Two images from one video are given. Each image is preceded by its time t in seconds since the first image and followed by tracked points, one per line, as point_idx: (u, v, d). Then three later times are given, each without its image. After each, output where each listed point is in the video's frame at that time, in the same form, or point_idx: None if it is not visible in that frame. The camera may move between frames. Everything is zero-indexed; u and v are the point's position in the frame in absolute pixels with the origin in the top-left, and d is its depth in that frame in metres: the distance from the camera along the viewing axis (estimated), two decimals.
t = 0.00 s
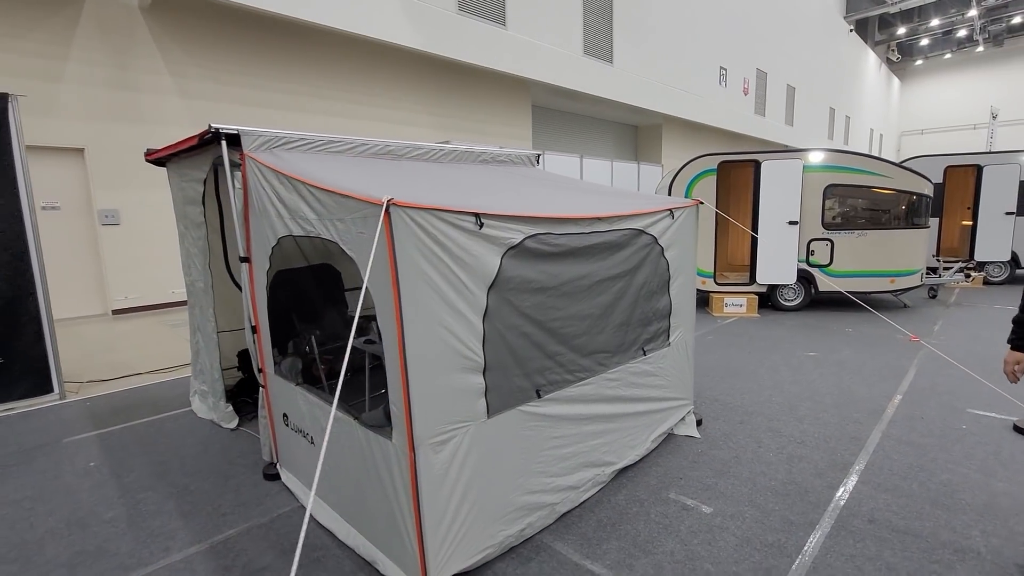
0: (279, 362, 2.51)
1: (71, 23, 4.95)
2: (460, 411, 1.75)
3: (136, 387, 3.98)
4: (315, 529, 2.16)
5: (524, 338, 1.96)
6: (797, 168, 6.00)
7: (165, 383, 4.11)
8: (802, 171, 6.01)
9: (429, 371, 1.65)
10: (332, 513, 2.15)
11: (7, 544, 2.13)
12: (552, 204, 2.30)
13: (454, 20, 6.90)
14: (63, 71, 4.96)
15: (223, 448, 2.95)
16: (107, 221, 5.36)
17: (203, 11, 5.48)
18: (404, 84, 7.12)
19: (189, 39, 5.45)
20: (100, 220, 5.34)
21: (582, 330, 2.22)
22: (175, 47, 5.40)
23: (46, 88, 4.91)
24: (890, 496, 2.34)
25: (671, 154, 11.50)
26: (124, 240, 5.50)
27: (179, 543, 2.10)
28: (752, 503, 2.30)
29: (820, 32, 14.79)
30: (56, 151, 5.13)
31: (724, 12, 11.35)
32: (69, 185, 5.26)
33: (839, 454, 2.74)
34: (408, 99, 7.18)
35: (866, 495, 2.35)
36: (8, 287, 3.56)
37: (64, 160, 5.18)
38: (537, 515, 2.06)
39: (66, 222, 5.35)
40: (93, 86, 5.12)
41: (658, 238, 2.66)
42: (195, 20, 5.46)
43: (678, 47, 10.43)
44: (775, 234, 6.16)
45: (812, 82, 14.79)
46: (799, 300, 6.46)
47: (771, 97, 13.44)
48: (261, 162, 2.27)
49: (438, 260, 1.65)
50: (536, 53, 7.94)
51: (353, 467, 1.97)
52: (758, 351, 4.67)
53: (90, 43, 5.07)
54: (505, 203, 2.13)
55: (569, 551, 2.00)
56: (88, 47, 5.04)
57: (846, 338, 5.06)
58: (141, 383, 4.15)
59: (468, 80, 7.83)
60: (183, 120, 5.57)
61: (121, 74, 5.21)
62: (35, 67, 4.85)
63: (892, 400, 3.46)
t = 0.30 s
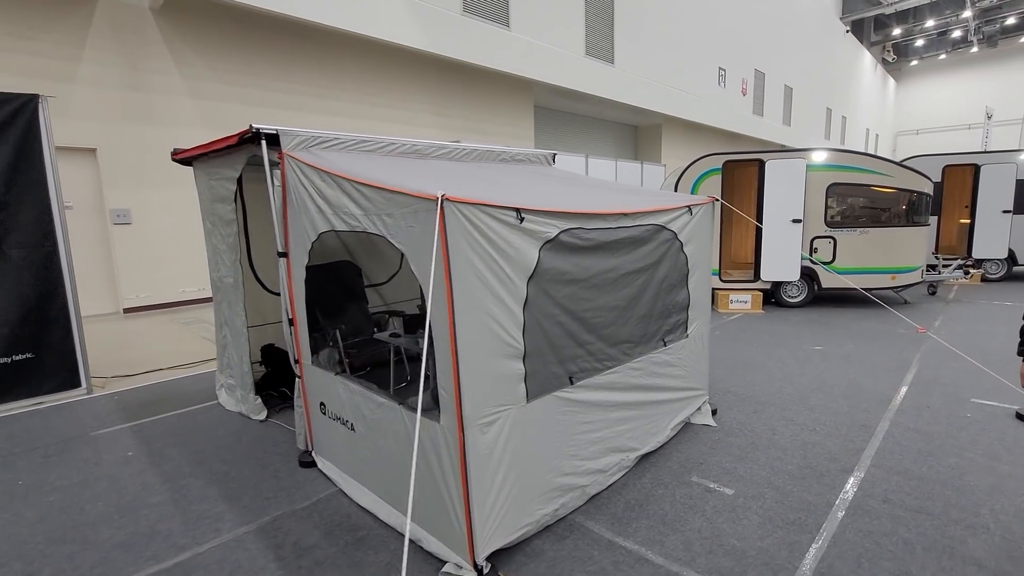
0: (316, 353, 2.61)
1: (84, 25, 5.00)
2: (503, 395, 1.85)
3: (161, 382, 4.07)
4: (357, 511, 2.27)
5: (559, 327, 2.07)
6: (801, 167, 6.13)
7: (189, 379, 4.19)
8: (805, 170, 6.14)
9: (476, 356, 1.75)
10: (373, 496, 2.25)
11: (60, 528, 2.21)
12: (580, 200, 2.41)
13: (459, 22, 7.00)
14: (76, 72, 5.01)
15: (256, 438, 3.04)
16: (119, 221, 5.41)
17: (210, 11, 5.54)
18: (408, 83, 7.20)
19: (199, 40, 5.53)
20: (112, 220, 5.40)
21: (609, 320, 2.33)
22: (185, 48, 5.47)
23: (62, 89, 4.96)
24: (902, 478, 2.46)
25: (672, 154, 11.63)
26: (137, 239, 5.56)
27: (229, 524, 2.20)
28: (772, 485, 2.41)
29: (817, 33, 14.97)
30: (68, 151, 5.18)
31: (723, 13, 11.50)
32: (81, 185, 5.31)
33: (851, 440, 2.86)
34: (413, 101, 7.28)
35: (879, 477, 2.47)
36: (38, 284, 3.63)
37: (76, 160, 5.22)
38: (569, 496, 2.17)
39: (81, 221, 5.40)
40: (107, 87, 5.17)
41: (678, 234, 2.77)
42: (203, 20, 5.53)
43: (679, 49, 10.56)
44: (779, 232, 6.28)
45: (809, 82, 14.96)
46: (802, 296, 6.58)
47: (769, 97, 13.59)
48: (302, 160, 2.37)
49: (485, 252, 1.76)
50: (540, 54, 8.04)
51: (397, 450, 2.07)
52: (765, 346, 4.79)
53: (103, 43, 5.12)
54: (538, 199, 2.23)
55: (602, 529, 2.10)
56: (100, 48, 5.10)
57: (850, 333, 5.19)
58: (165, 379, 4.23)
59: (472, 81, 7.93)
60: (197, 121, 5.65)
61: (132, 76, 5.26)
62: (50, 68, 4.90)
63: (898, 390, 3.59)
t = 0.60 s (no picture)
0: (338, 353, 2.71)
1: (89, 31, 5.06)
2: (526, 390, 1.96)
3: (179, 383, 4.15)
4: (382, 503, 2.36)
5: (576, 326, 2.17)
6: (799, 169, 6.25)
7: (204, 379, 4.28)
8: (804, 171, 6.26)
9: (502, 353, 1.86)
10: (397, 488, 2.35)
11: (95, 522, 2.30)
12: (592, 204, 2.52)
13: (461, 25, 7.08)
14: (84, 79, 5.07)
15: (277, 436, 3.14)
16: (126, 225, 5.43)
17: (212, 14, 5.59)
18: (403, 84, 7.20)
19: (206, 46, 5.61)
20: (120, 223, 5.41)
21: (622, 319, 2.44)
22: (190, 51, 5.53)
23: (69, 93, 5.00)
24: (901, 468, 2.57)
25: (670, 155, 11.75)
26: (145, 242, 5.59)
27: (259, 516, 2.29)
28: (777, 476, 2.52)
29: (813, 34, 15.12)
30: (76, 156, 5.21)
31: (720, 15, 11.62)
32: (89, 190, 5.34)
33: (851, 433, 2.97)
34: (409, 103, 7.29)
35: (879, 468, 2.58)
36: (58, 287, 3.71)
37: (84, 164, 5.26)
38: (586, 487, 2.27)
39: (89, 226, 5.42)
40: (114, 92, 5.23)
41: (685, 236, 2.88)
42: (208, 25, 5.60)
43: (677, 51, 10.68)
44: (779, 233, 6.40)
45: (805, 83, 15.11)
46: (801, 295, 6.71)
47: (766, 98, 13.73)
48: (325, 167, 2.47)
49: (509, 255, 1.87)
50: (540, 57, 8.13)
51: (422, 444, 2.17)
52: (766, 344, 4.91)
53: (110, 49, 5.19)
54: (553, 204, 2.34)
55: (616, 518, 2.21)
56: (106, 54, 5.16)
57: (849, 331, 5.31)
58: (181, 379, 4.32)
59: (468, 84, 7.95)
60: (203, 125, 5.71)
61: (139, 81, 5.33)
62: (57, 75, 4.95)
63: (896, 386, 3.70)
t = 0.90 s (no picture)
0: (350, 345, 2.81)
1: (97, 34, 5.13)
2: (533, 377, 2.05)
3: (190, 378, 4.25)
4: (394, 488, 2.46)
5: (581, 317, 2.27)
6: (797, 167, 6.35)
7: (215, 375, 4.38)
8: (801, 170, 6.35)
9: (511, 341, 1.95)
10: (408, 474, 2.45)
11: (119, 507, 2.39)
12: (595, 201, 2.62)
13: (459, 26, 7.15)
14: (91, 80, 5.13)
15: (289, 427, 3.24)
16: (132, 225, 5.50)
17: (216, 15, 5.68)
18: (400, 82, 7.24)
19: (210, 47, 5.70)
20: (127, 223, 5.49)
21: (624, 312, 2.54)
22: (193, 52, 5.62)
23: (76, 95, 5.07)
24: (893, 454, 2.67)
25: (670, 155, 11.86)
26: (153, 242, 5.66)
27: (277, 500, 2.39)
28: (774, 462, 2.62)
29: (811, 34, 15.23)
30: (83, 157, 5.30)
31: (718, 16, 11.72)
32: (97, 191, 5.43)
33: (847, 422, 3.07)
34: (407, 102, 7.34)
35: (872, 454, 2.68)
36: (74, 284, 3.80)
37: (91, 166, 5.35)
38: (590, 472, 2.37)
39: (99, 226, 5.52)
40: (120, 94, 5.30)
41: (685, 232, 2.98)
42: (211, 26, 5.68)
43: (676, 51, 10.78)
44: (776, 230, 6.50)
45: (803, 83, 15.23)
46: (799, 292, 6.82)
47: (765, 98, 13.83)
48: (337, 165, 2.57)
49: (518, 249, 1.97)
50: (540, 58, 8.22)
51: (434, 430, 2.26)
52: (765, 339, 5.01)
53: (115, 50, 5.25)
54: (558, 201, 2.44)
55: (620, 501, 2.31)
56: (113, 57, 5.22)
57: (846, 326, 5.41)
58: (192, 375, 4.41)
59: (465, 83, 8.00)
60: (206, 125, 5.78)
61: (145, 82, 5.40)
62: (65, 77, 5.00)
63: (891, 378, 3.80)
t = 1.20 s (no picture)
0: (364, 340, 2.87)
1: (104, 35, 4.74)
2: (547, 369, 2.12)
3: (201, 376, 4.31)
4: (408, 479, 2.53)
5: (591, 312, 2.34)
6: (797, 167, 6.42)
7: (226, 372, 4.44)
8: (802, 169, 6.43)
9: (525, 335, 2.02)
10: (423, 465, 2.52)
11: (141, 498, 2.46)
12: (604, 200, 2.68)
13: (460, 27, 7.02)
14: (97, 80, 4.73)
15: (302, 422, 3.30)
16: (138, 225, 5.04)
17: (221, 17, 5.34)
18: (401, 81, 7.01)
19: (212, 46, 5.33)
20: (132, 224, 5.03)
21: (632, 307, 2.61)
22: (197, 52, 5.25)
23: (81, 96, 4.67)
24: (894, 446, 2.74)
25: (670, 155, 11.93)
26: (158, 243, 5.19)
27: (295, 492, 2.46)
28: (779, 454, 2.69)
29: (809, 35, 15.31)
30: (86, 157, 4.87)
31: (717, 16, 11.78)
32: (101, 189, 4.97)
33: (849, 416, 3.14)
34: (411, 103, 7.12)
35: (873, 446, 2.75)
36: (88, 282, 3.85)
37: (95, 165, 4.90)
38: (600, 463, 2.44)
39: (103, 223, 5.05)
40: (127, 95, 4.90)
41: (690, 230, 3.05)
42: (215, 27, 5.33)
43: (675, 52, 10.84)
44: (777, 230, 6.57)
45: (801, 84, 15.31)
46: (800, 291, 6.89)
47: (764, 98, 13.89)
48: (352, 164, 2.64)
49: (532, 245, 2.04)
50: (541, 58, 8.17)
51: (449, 422, 2.33)
52: (766, 336, 5.08)
53: (120, 51, 4.86)
54: (569, 199, 2.51)
55: (630, 491, 2.38)
56: (119, 57, 4.83)
57: (847, 324, 5.48)
58: (203, 372, 4.47)
59: (464, 83, 7.77)
60: (211, 126, 5.40)
61: (150, 82, 5.01)
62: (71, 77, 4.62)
63: (891, 373, 3.88)
